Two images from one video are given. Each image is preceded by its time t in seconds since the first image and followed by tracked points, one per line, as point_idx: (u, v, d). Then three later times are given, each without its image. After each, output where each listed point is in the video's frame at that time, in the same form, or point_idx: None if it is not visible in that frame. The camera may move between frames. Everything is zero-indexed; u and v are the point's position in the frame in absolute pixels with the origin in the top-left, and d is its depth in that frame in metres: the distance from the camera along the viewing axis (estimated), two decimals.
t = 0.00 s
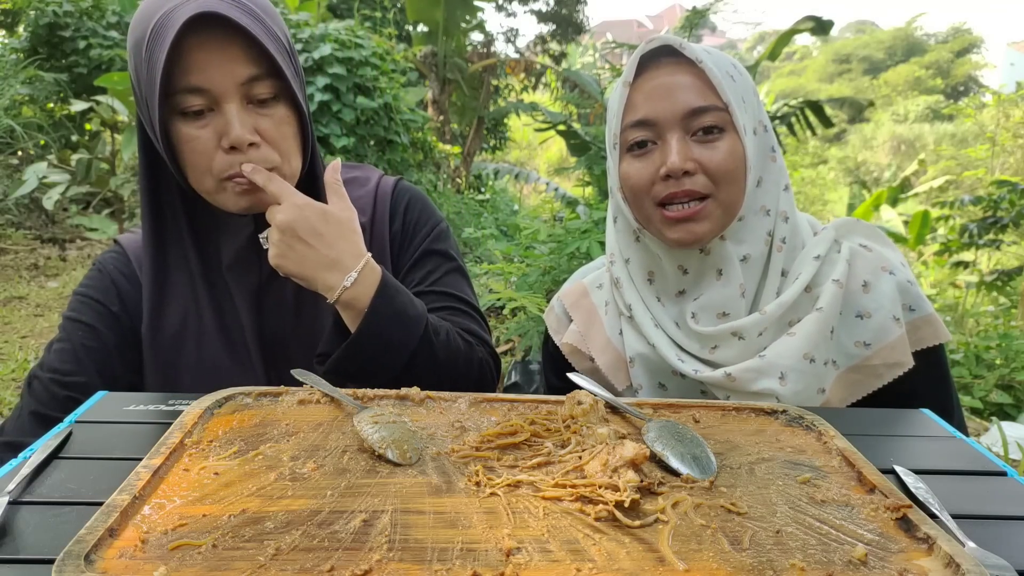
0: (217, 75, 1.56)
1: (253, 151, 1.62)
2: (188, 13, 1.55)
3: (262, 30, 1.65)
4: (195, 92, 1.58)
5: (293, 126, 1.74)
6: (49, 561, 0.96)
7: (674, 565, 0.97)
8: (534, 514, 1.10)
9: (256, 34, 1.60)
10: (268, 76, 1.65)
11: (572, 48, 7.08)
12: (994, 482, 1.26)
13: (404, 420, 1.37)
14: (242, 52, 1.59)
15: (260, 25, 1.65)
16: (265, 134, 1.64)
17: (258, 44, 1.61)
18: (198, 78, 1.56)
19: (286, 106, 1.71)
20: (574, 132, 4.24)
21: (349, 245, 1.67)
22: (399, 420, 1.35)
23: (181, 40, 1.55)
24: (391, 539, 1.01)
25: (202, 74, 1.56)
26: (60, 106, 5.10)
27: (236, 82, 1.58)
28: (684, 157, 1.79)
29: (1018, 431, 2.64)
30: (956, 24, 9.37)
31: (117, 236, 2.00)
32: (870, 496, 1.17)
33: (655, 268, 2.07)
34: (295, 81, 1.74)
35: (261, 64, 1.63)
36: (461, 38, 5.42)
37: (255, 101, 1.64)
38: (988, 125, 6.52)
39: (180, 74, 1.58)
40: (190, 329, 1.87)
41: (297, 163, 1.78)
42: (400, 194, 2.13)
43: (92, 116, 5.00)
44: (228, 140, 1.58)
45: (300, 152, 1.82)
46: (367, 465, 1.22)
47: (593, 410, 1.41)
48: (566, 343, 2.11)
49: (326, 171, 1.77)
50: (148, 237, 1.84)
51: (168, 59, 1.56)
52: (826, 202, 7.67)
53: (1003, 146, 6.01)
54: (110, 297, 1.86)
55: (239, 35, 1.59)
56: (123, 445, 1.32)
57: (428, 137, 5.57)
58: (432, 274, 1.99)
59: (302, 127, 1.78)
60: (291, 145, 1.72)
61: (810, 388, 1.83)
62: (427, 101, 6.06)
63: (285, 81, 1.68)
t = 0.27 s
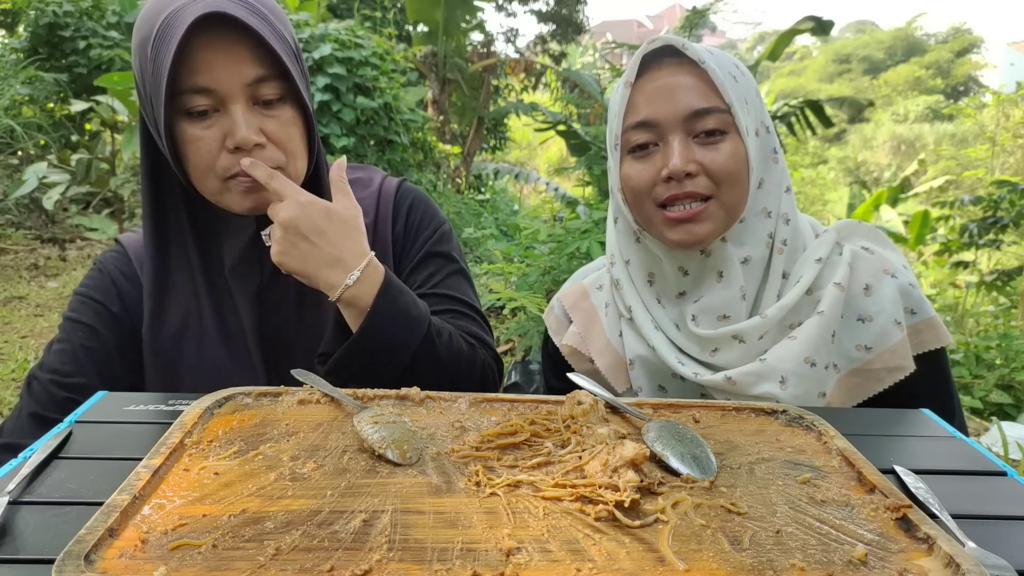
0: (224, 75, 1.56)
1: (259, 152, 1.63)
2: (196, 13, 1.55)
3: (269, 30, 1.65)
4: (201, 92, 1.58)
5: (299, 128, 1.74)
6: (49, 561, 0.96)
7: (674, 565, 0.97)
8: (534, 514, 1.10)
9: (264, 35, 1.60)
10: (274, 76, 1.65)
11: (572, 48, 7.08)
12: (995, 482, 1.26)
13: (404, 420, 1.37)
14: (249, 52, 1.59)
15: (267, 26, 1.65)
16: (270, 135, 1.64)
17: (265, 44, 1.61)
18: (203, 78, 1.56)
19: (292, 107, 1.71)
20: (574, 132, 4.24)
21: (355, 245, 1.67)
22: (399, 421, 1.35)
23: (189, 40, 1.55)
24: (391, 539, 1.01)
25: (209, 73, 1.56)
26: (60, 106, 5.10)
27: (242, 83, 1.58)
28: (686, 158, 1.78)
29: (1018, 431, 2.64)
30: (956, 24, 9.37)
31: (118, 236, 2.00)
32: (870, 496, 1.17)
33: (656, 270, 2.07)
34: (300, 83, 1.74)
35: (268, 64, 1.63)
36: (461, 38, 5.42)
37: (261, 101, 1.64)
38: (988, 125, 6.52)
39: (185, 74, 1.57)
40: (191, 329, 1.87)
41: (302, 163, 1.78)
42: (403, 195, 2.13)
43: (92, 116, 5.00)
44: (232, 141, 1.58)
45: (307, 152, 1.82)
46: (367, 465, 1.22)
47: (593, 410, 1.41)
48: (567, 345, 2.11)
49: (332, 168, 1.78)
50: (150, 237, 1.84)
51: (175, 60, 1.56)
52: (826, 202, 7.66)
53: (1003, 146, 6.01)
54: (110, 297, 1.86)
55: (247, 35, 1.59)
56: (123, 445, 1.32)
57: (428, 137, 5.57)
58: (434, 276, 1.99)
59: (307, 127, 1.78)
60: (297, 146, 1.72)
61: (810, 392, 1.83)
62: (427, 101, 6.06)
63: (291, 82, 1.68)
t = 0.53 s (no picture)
0: (229, 78, 1.56)
1: (262, 156, 1.63)
2: (200, 15, 1.55)
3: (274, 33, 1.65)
4: (205, 94, 1.58)
5: (302, 131, 1.74)
6: (48, 561, 0.96)
7: (674, 565, 0.97)
8: (534, 514, 1.10)
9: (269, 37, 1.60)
10: (279, 79, 1.65)
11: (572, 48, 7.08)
12: (995, 482, 1.26)
13: (404, 420, 1.37)
14: (254, 54, 1.59)
15: (273, 28, 1.65)
16: (274, 138, 1.64)
17: (270, 48, 1.61)
18: (208, 81, 1.56)
19: (296, 110, 1.71)
20: (574, 132, 4.24)
21: (358, 250, 1.66)
22: (399, 421, 1.35)
23: (194, 42, 1.55)
24: (391, 539, 1.01)
25: (213, 76, 1.56)
26: (60, 106, 5.10)
27: (247, 86, 1.58)
28: (687, 159, 1.78)
29: (1018, 431, 2.64)
30: (956, 24, 9.37)
31: (118, 236, 2.00)
32: (870, 496, 1.17)
33: (656, 270, 2.07)
34: (305, 86, 1.74)
35: (272, 67, 1.63)
36: (461, 38, 5.42)
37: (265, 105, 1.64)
38: (988, 125, 6.52)
39: (189, 76, 1.57)
40: (192, 329, 1.87)
41: (305, 168, 1.78)
42: (407, 197, 2.14)
43: (92, 116, 5.00)
44: (236, 145, 1.58)
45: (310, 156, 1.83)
46: (367, 465, 1.22)
47: (593, 410, 1.41)
48: (568, 345, 2.11)
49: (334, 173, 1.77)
50: (152, 238, 1.84)
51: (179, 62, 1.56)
52: (826, 202, 7.66)
53: (1003, 146, 6.01)
54: (111, 298, 1.86)
55: (252, 38, 1.59)
56: (123, 445, 1.32)
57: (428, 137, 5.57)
58: (436, 280, 1.98)
59: (311, 131, 1.78)
60: (300, 150, 1.73)
61: (812, 391, 1.83)
62: (427, 101, 6.06)
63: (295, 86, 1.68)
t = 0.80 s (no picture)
0: (242, 81, 1.56)
1: (272, 160, 1.62)
2: (214, 17, 1.55)
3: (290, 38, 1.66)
4: (216, 97, 1.58)
5: (314, 137, 1.73)
6: (48, 561, 0.96)
7: (674, 565, 0.97)
8: (534, 514, 1.10)
9: (282, 41, 1.60)
10: (292, 83, 1.65)
11: (572, 48, 7.08)
12: (995, 482, 1.26)
13: (404, 420, 1.37)
14: (267, 58, 1.59)
15: (286, 31, 1.65)
16: (285, 143, 1.64)
17: (283, 52, 1.61)
18: (222, 83, 1.56)
19: (308, 115, 1.70)
20: (574, 132, 4.24)
21: (364, 263, 1.66)
22: (399, 421, 1.35)
23: (208, 44, 1.55)
24: (391, 539, 1.01)
25: (226, 79, 1.56)
26: (59, 106, 5.10)
27: (260, 89, 1.58)
28: (686, 157, 1.78)
29: (1018, 431, 2.64)
30: (956, 24, 9.37)
31: (123, 235, 2.00)
32: (870, 496, 1.17)
33: (655, 268, 2.07)
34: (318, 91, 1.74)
35: (287, 71, 1.63)
36: (461, 38, 5.42)
37: (276, 108, 1.64)
38: (988, 125, 6.52)
39: (203, 77, 1.57)
40: (197, 331, 1.87)
41: (315, 173, 1.77)
42: (415, 204, 2.14)
43: (92, 116, 5.00)
44: (248, 148, 1.58)
45: (320, 161, 1.82)
46: (367, 465, 1.22)
47: (593, 410, 1.41)
48: (567, 343, 2.11)
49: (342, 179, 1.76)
50: (157, 239, 1.83)
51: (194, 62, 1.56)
52: (826, 203, 7.66)
53: (1003, 146, 6.01)
54: (114, 300, 1.86)
55: (264, 41, 1.59)
56: (123, 445, 1.32)
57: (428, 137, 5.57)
58: (442, 290, 1.98)
59: (322, 136, 1.78)
60: (311, 156, 1.72)
61: (809, 386, 1.83)
62: (427, 101, 6.06)
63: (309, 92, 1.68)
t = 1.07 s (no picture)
0: (262, 84, 1.56)
1: (288, 165, 1.62)
2: (236, 20, 1.55)
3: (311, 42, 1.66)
4: (234, 99, 1.58)
5: (331, 143, 1.73)
6: (48, 561, 0.96)
7: (674, 565, 0.97)
8: (534, 514, 1.10)
9: (304, 47, 1.61)
10: (312, 89, 1.65)
11: (572, 48, 7.08)
12: (995, 482, 1.26)
13: (404, 420, 1.37)
14: (287, 63, 1.59)
15: (307, 35, 1.65)
16: (302, 149, 1.64)
17: (304, 56, 1.61)
18: (242, 86, 1.56)
19: (325, 120, 1.70)
20: (574, 132, 4.23)
21: (377, 275, 1.66)
22: (399, 420, 1.35)
23: (230, 46, 1.55)
24: (391, 539, 1.01)
25: (246, 82, 1.56)
26: (59, 106, 5.10)
27: (279, 94, 1.58)
28: (682, 153, 1.79)
29: (1018, 430, 2.64)
30: (957, 24, 9.37)
31: (127, 235, 2.00)
32: (870, 496, 1.17)
33: (651, 265, 2.07)
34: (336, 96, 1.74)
35: (308, 77, 1.63)
36: (461, 38, 5.41)
37: (294, 113, 1.64)
38: (988, 125, 6.52)
39: (222, 79, 1.57)
40: (202, 334, 1.87)
41: (331, 178, 1.77)
42: (425, 211, 2.14)
43: (92, 116, 5.00)
44: (264, 152, 1.58)
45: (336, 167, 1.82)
46: (367, 465, 1.22)
47: (593, 410, 1.41)
48: (565, 340, 2.11)
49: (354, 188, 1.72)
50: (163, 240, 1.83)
51: (215, 64, 1.56)
52: (825, 203, 7.66)
53: (1003, 146, 6.01)
54: (118, 302, 1.86)
55: (286, 45, 1.59)
56: (123, 445, 1.32)
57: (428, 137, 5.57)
58: (450, 300, 1.98)
59: (339, 142, 1.77)
60: (328, 162, 1.72)
61: (804, 378, 1.83)
62: (427, 101, 6.06)
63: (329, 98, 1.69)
